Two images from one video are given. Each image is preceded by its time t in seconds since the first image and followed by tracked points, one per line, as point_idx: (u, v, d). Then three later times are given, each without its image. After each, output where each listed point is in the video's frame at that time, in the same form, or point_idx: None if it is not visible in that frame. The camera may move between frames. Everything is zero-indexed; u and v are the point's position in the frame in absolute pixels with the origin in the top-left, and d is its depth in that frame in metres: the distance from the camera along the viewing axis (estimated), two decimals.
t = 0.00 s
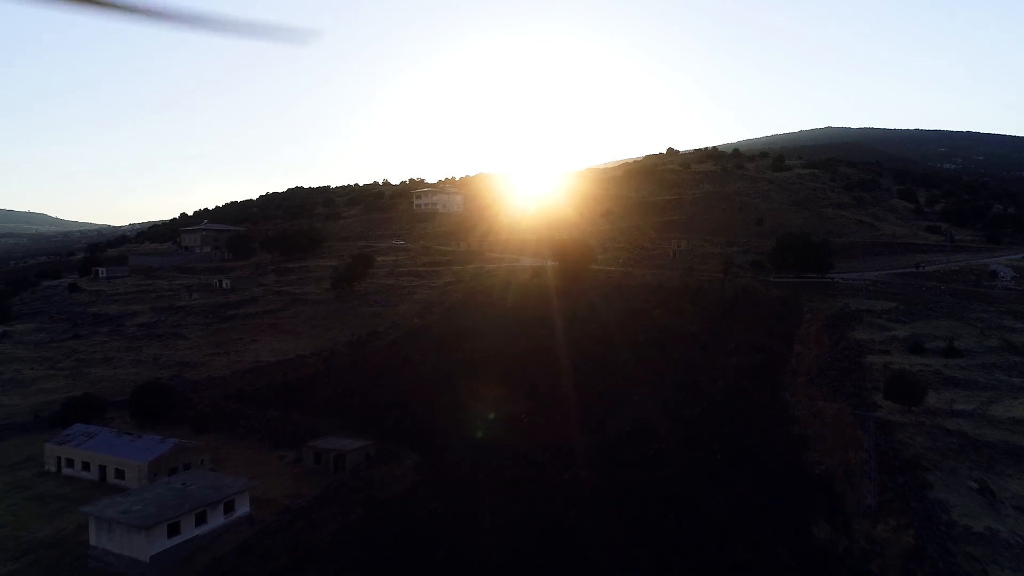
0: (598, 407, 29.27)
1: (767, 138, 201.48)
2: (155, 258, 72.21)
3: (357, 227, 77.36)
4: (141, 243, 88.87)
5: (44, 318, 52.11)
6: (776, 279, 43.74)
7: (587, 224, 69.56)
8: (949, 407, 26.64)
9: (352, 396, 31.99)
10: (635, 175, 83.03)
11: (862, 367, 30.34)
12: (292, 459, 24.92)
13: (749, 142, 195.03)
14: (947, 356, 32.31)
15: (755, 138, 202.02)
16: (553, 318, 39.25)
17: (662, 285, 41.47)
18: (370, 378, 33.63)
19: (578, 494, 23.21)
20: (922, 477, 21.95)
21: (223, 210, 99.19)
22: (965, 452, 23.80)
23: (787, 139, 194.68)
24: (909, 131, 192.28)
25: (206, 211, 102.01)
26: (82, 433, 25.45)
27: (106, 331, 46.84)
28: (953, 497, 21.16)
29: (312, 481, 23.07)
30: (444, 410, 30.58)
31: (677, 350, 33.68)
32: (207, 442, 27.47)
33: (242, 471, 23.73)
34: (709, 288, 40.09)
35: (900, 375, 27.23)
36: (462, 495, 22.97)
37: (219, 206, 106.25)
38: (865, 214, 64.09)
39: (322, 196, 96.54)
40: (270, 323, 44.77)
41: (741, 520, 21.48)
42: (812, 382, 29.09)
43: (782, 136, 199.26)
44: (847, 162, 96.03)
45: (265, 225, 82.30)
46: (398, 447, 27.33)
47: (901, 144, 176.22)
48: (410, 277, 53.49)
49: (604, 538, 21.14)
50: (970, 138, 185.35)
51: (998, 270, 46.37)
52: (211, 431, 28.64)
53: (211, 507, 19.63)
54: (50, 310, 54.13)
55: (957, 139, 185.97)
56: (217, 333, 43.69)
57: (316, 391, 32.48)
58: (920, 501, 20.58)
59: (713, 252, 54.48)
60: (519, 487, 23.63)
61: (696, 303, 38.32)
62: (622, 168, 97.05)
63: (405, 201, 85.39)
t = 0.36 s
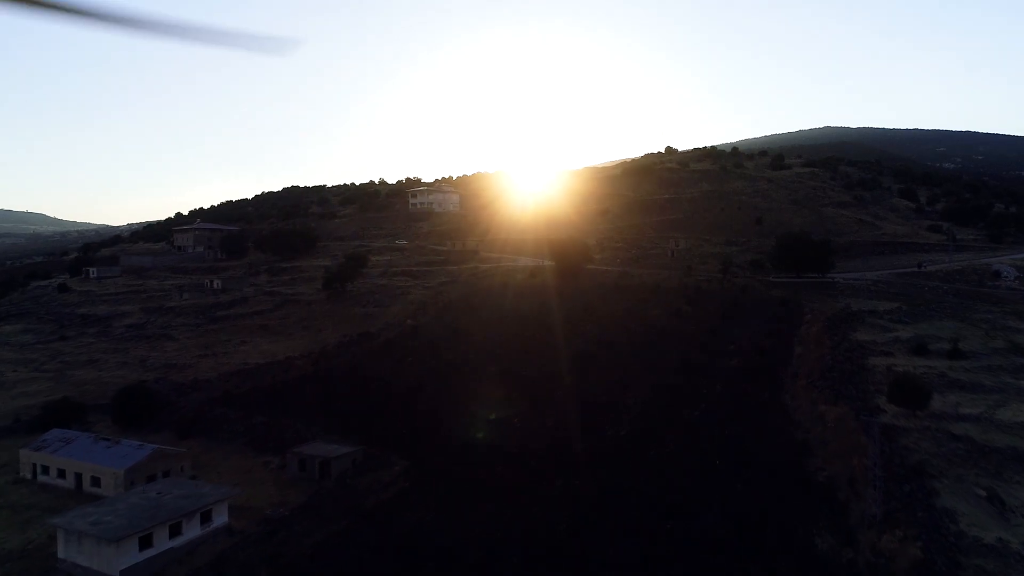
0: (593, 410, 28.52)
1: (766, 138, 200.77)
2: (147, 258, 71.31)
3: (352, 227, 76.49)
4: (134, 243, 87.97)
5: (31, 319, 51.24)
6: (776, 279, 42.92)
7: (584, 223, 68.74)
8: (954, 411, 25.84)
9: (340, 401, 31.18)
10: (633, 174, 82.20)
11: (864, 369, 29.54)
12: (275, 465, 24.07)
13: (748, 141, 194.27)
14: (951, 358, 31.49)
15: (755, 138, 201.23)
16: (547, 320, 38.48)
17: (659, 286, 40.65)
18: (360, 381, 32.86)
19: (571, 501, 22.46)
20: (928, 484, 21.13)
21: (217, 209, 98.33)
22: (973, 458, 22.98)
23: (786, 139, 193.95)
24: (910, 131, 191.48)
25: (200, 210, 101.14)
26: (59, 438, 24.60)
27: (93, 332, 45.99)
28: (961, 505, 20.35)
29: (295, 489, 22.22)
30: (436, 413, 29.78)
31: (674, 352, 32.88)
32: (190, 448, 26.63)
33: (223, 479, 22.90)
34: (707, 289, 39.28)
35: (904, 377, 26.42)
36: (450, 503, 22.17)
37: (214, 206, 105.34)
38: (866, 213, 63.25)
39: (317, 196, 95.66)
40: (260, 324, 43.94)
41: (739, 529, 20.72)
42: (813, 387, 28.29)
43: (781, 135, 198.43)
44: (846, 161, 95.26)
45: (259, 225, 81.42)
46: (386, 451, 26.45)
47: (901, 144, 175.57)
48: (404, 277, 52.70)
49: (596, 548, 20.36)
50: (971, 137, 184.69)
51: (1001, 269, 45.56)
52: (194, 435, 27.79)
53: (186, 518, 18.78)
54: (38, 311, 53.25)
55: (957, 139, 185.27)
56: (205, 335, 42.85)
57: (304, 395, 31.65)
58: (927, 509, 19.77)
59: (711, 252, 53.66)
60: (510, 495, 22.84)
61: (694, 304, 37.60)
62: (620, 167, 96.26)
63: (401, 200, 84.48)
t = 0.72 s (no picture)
0: (587, 414, 27.62)
1: (765, 138, 199.83)
2: (138, 258, 70.35)
3: (346, 226, 75.56)
4: (127, 243, 86.99)
5: (17, 320, 50.28)
6: (776, 280, 42.04)
7: (581, 223, 67.83)
8: (961, 416, 24.96)
9: (327, 405, 30.27)
10: (630, 173, 81.26)
11: (866, 372, 28.66)
12: (256, 473, 23.13)
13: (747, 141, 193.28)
14: (956, 360, 30.62)
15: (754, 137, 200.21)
16: (542, 321, 37.57)
17: (656, 287, 39.74)
18: (348, 385, 31.95)
19: (562, 509, 21.57)
20: (936, 493, 20.23)
21: (211, 209, 97.31)
22: (981, 466, 22.09)
23: (786, 138, 192.98)
24: (910, 130, 190.69)
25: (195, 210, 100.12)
26: (31, 445, 23.70)
27: (79, 334, 45.06)
28: (970, 516, 19.44)
29: (275, 499, 21.28)
30: (425, 416, 28.86)
31: (670, 355, 31.96)
32: (169, 454, 25.69)
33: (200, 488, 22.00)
34: (705, 290, 38.39)
35: (909, 380, 25.52)
36: (436, 512, 21.26)
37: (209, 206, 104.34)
38: (866, 212, 62.34)
39: (312, 195, 94.67)
40: (249, 325, 43.00)
41: (737, 539, 19.81)
42: (815, 391, 27.41)
43: (780, 134, 197.41)
44: (847, 160, 94.38)
45: (252, 224, 80.49)
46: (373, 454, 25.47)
47: (900, 143, 174.71)
48: (398, 277, 51.76)
49: (588, 559, 19.46)
50: (972, 137, 183.86)
51: (1005, 269, 44.68)
52: (174, 441, 26.85)
53: (156, 531, 17.85)
54: (24, 312, 52.30)
55: (958, 138, 184.45)
56: (193, 336, 41.96)
57: (290, 399, 30.73)
58: (935, 521, 18.84)
59: (710, 251, 52.74)
60: (498, 502, 21.95)
61: (693, 305, 36.71)
62: (618, 166, 95.34)
63: (396, 199, 83.52)
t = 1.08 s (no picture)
0: (580, 419, 26.78)
1: (765, 137, 198.91)
2: (129, 258, 69.43)
3: (341, 225, 74.65)
4: (119, 243, 86.07)
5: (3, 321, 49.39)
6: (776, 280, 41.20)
7: (578, 222, 66.96)
8: (967, 421, 24.13)
9: (314, 409, 29.41)
10: (628, 171, 80.31)
11: (869, 376, 27.82)
12: (236, 483, 22.28)
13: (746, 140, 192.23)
14: (961, 362, 29.79)
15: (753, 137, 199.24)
16: (537, 323, 36.73)
17: (654, 288, 38.90)
18: (336, 390, 31.13)
19: (552, 522, 20.75)
20: (943, 503, 19.38)
21: (205, 208, 96.36)
22: (988, 474, 21.27)
23: (785, 138, 192.06)
24: (909, 130, 189.85)
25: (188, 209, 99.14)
26: (4, 452, 22.84)
27: (65, 335, 44.19)
28: (978, 529, 18.61)
29: (254, 509, 20.44)
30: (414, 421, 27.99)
31: (667, 358, 31.11)
32: (148, 461, 24.83)
33: (177, 499, 21.15)
34: (703, 291, 37.53)
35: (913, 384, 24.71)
36: (421, 524, 20.44)
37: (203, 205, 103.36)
38: (867, 212, 61.48)
39: (307, 194, 93.74)
40: (237, 327, 42.12)
41: (734, 555, 18.99)
42: (816, 395, 26.58)
43: (780, 134, 196.41)
44: (846, 159, 93.54)
45: (246, 224, 79.56)
46: (359, 459, 24.63)
47: (900, 143, 173.85)
48: (391, 278, 50.86)
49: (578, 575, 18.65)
50: (973, 136, 182.89)
51: (1009, 269, 43.84)
52: (154, 447, 25.99)
53: (124, 544, 16.97)
54: (10, 313, 51.41)
55: (958, 138, 183.53)
56: (181, 338, 41.11)
57: (276, 403, 29.89)
58: (943, 534, 18.02)
59: (708, 251, 51.87)
60: (486, 514, 21.11)
61: (690, 306, 35.88)
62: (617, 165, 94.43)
63: (392, 198, 82.56)
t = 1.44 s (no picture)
0: (573, 424, 25.97)
1: (765, 138, 197.87)
2: (120, 258, 68.52)
3: (335, 225, 73.73)
4: (112, 243, 85.12)
5: None
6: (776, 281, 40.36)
7: (575, 222, 66.07)
8: (974, 427, 23.29)
9: (300, 413, 28.55)
10: (626, 170, 79.39)
11: (872, 379, 26.99)
12: (215, 492, 21.42)
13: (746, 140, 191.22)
14: (966, 365, 28.95)
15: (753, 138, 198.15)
16: (531, 324, 35.96)
17: (650, 288, 38.05)
18: (324, 395, 30.31)
19: (542, 533, 19.93)
20: (950, 516, 18.54)
21: (199, 208, 95.43)
22: (997, 483, 20.44)
23: (785, 138, 191.22)
24: (909, 130, 189.10)
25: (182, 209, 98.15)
26: None
27: (50, 337, 43.31)
28: (988, 543, 17.77)
29: (232, 521, 19.59)
30: (403, 424, 27.13)
31: (664, 361, 30.25)
32: (125, 469, 23.96)
33: (151, 512, 20.28)
34: (702, 292, 36.70)
35: (918, 389, 23.88)
36: (406, 536, 19.61)
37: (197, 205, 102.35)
38: (868, 211, 60.62)
39: (302, 193, 92.79)
40: (225, 329, 41.24)
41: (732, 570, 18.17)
42: (817, 400, 25.75)
43: (780, 134, 195.40)
44: (846, 158, 92.71)
45: (240, 224, 78.64)
46: (344, 467, 23.78)
47: (900, 143, 172.98)
48: (384, 278, 49.97)
49: None
50: (973, 135, 182.07)
51: (1013, 270, 42.97)
52: (133, 454, 25.12)
53: (88, 560, 16.04)
54: None
55: (958, 138, 182.73)
56: (168, 339, 40.25)
57: (262, 408, 29.06)
58: (952, 549, 17.18)
59: (706, 251, 51.02)
60: (473, 524, 20.28)
61: (688, 307, 35.07)
62: (615, 164, 93.51)
63: (387, 198, 81.65)
